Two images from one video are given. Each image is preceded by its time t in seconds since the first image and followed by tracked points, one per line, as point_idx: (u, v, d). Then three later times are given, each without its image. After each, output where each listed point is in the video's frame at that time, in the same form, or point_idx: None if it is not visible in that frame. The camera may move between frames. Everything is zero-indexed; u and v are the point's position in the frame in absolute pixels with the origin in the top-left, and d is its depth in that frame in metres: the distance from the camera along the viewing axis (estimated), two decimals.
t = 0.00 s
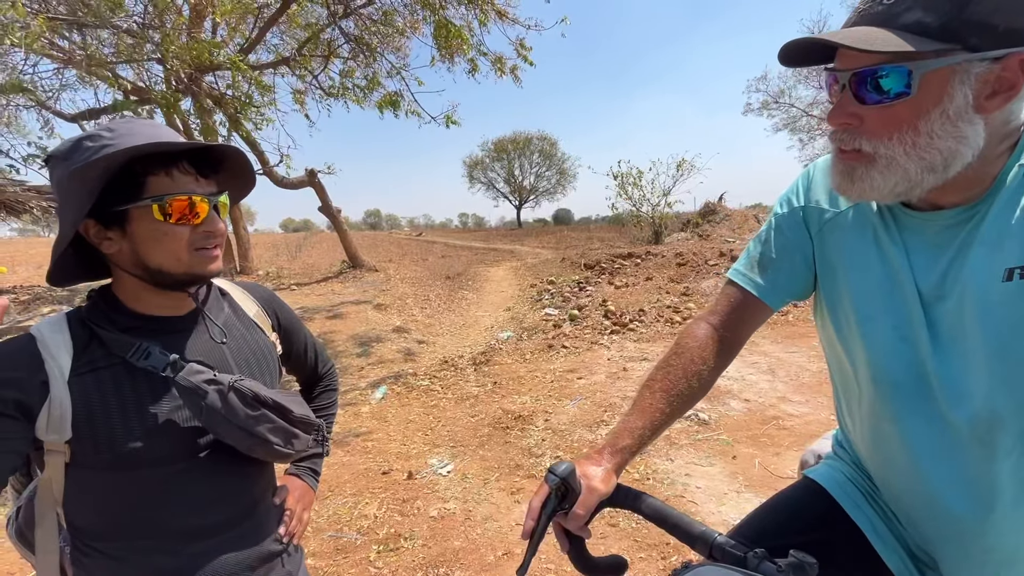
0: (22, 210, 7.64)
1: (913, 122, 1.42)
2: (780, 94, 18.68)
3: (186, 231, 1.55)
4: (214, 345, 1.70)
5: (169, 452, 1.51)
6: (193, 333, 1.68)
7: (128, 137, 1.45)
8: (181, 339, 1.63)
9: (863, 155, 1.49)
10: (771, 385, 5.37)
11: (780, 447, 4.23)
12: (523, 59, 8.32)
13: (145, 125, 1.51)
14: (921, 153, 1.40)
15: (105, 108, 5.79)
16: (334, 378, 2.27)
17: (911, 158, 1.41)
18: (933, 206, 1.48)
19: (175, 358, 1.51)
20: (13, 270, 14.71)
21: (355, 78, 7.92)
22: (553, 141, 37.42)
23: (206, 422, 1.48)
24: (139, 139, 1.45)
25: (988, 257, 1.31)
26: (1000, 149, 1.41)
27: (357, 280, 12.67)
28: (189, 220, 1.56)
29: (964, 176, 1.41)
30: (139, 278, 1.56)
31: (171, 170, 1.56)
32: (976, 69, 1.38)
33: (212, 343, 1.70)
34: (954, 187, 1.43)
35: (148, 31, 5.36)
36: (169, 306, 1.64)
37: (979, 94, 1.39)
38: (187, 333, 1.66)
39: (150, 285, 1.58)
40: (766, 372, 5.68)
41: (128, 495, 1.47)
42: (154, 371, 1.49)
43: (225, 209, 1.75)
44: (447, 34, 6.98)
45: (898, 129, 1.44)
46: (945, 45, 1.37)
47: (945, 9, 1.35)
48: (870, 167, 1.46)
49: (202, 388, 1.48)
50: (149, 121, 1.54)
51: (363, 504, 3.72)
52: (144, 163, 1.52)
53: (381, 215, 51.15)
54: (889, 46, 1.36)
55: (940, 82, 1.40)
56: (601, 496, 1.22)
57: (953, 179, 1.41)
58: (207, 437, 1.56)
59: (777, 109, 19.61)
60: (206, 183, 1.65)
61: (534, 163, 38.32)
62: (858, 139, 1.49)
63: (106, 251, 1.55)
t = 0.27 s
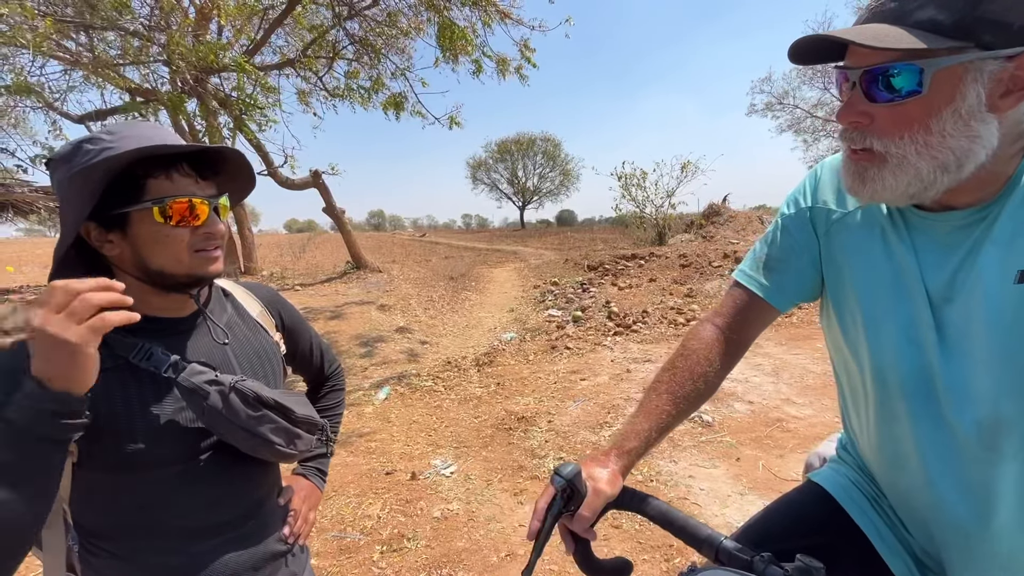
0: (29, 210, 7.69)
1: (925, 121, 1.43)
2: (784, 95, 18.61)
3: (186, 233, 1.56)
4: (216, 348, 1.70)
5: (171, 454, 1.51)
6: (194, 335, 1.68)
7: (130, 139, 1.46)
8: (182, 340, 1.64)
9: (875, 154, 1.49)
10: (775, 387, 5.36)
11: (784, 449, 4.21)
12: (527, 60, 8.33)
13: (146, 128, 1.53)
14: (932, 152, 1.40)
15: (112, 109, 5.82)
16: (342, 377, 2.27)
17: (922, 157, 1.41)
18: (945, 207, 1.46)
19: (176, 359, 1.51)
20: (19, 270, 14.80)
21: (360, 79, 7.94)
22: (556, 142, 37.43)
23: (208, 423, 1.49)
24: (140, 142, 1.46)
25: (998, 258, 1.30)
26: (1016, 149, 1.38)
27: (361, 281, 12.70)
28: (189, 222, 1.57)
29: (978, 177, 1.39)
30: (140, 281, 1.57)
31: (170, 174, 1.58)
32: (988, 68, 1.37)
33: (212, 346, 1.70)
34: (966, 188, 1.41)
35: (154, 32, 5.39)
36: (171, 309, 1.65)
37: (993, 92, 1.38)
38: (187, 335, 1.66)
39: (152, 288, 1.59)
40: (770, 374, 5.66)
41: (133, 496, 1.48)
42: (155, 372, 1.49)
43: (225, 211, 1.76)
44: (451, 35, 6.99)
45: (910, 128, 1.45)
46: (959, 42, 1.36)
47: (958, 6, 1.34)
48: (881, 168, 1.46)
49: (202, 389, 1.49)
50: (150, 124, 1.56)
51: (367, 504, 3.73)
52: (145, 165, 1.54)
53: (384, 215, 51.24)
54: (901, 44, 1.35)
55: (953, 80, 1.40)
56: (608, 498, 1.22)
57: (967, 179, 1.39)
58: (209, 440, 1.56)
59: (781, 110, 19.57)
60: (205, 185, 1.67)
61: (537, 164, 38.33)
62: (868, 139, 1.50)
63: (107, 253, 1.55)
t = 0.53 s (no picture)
0: (36, 209, 7.75)
1: (944, 117, 1.41)
2: (789, 96, 18.54)
3: (175, 235, 1.56)
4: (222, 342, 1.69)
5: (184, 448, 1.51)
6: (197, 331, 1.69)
7: (115, 141, 1.45)
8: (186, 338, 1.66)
9: (890, 150, 1.47)
10: (779, 388, 5.34)
11: (789, 450, 4.20)
12: (532, 60, 8.33)
13: (133, 129, 1.52)
14: (951, 149, 1.38)
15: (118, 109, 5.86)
16: (343, 373, 2.27)
17: (940, 155, 1.40)
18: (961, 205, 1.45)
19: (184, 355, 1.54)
20: (26, 269, 14.91)
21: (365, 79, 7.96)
22: (561, 143, 37.42)
23: (220, 418, 1.53)
24: (126, 143, 1.46)
25: (1012, 258, 1.29)
26: None
27: (365, 281, 12.73)
28: (179, 223, 1.57)
29: (994, 174, 1.39)
30: (134, 282, 1.58)
31: (159, 174, 1.57)
32: (1011, 63, 1.36)
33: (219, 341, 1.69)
34: (981, 186, 1.41)
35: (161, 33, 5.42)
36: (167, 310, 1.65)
37: (1012, 89, 1.38)
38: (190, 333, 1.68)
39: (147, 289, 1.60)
40: (775, 376, 5.64)
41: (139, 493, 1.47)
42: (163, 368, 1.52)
43: (217, 211, 1.76)
44: (456, 35, 7.00)
45: (928, 124, 1.43)
46: (982, 38, 1.34)
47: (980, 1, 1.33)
48: (895, 164, 1.45)
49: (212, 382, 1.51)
50: (138, 124, 1.55)
51: (371, 503, 3.73)
52: (133, 167, 1.53)
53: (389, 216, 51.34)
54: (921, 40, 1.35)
55: (974, 75, 1.38)
56: (612, 497, 1.22)
57: (984, 176, 1.39)
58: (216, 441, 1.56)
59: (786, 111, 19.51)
60: (195, 185, 1.65)
61: (541, 164, 38.32)
62: (884, 135, 1.49)
63: (98, 254, 1.56)
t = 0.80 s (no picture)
0: (43, 208, 7.81)
1: (955, 116, 1.41)
2: (795, 96, 18.47)
3: (184, 233, 1.58)
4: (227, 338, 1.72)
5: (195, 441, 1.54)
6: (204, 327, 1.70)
7: (125, 141, 1.47)
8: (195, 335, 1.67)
9: (901, 149, 1.47)
10: (783, 390, 5.33)
11: (792, 452, 4.19)
12: (537, 61, 8.33)
13: (143, 130, 1.54)
14: (961, 148, 1.38)
15: (125, 109, 5.89)
16: (336, 369, 2.27)
17: (950, 154, 1.39)
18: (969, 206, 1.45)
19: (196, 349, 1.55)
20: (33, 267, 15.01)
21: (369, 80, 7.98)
22: (565, 144, 37.39)
23: (233, 411, 1.53)
24: (136, 143, 1.47)
25: (1016, 260, 1.29)
26: None
27: (369, 281, 12.76)
28: (188, 222, 1.59)
29: (1004, 175, 1.38)
30: (143, 280, 1.59)
31: (169, 175, 1.58)
32: None
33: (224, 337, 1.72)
34: (989, 186, 1.40)
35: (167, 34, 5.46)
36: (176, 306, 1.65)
37: None
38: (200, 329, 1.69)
39: (156, 287, 1.60)
40: (779, 377, 5.63)
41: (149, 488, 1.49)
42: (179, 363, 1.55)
43: (224, 210, 1.77)
44: (461, 36, 7.01)
45: (939, 123, 1.42)
46: (996, 36, 1.34)
47: None
48: (906, 164, 1.44)
49: (225, 376, 1.53)
50: (147, 125, 1.57)
51: (374, 502, 3.75)
52: (142, 167, 1.54)
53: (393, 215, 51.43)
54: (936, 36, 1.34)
55: (987, 74, 1.37)
56: (613, 496, 1.23)
57: (994, 176, 1.38)
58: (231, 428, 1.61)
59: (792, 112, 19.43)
60: (203, 185, 1.67)
61: (545, 165, 38.32)
62: (894, 133, 1.49)
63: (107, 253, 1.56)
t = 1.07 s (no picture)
0: (47, 208, 7.84)
1: (950, 120, 1.41)
2: (798, 96, 18.43)
3: (192, 231, 1.59)
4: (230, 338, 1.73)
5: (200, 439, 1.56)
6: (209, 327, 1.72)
7: (133, 141, 1.48)
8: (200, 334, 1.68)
9: (898, 153, 1.48)
10: (784, 391, 5.32)
11: (793, 453, 4.19)
12: (540, 61, 8.33)
13: (149, 129, 1.55)
14: (956, 153, 1.38)
15: (128, 109, 5.91)
16: (335, 370, 2.29)
17: (946, 159, 1.39)
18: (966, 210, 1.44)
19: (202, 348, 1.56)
20: (36, 266, 15.06)
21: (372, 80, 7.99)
22: (567, 143, 37.38)
23: (239, 409, 1.54)
24: (143, 143, 1.48)
25: (1011, 263, 1.29)
26: None
27: (371, 280, 12.77)
28: (195, 221, 1.60)
29: (1001, 179, 1.37)
30: (151, 279, 1.60)
31: (176, 174, 1.60)
32: (1019, 67, 1.35)
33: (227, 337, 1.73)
34: (987, 191, 1.40)
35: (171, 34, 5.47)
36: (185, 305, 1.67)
37: (1020, 93, 1.36)
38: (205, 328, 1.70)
39: (164, 286, 1.62)
40: (780, 378, 5.62)
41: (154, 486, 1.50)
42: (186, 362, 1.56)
43: (228, 208, 1.79)
44: (463, 36, 7.01)
45: (935, 128, 1.43)
46: (991, 41, 1.33)
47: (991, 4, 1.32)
48: (903, 169, 1.45)
49: (231, 375, 1.53)
50: (152, 125, 1.58)
51: (375, 501, 3.76)
52: (151, 166, 1.56)
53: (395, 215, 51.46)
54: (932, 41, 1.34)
55: (981, 80, 1.37)
56: (612, 497, 1.23)
57: (991, 180, 1.37)
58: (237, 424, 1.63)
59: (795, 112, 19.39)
60: (209, 183, 1.68)
61: (548, 165, 38.32)
62: (890, 137, 1.49)
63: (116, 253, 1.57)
